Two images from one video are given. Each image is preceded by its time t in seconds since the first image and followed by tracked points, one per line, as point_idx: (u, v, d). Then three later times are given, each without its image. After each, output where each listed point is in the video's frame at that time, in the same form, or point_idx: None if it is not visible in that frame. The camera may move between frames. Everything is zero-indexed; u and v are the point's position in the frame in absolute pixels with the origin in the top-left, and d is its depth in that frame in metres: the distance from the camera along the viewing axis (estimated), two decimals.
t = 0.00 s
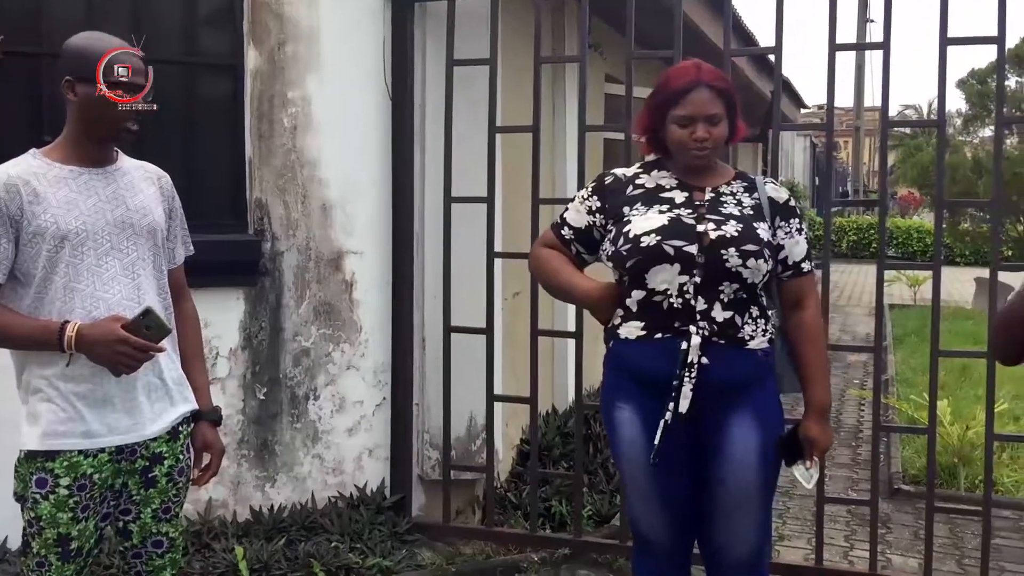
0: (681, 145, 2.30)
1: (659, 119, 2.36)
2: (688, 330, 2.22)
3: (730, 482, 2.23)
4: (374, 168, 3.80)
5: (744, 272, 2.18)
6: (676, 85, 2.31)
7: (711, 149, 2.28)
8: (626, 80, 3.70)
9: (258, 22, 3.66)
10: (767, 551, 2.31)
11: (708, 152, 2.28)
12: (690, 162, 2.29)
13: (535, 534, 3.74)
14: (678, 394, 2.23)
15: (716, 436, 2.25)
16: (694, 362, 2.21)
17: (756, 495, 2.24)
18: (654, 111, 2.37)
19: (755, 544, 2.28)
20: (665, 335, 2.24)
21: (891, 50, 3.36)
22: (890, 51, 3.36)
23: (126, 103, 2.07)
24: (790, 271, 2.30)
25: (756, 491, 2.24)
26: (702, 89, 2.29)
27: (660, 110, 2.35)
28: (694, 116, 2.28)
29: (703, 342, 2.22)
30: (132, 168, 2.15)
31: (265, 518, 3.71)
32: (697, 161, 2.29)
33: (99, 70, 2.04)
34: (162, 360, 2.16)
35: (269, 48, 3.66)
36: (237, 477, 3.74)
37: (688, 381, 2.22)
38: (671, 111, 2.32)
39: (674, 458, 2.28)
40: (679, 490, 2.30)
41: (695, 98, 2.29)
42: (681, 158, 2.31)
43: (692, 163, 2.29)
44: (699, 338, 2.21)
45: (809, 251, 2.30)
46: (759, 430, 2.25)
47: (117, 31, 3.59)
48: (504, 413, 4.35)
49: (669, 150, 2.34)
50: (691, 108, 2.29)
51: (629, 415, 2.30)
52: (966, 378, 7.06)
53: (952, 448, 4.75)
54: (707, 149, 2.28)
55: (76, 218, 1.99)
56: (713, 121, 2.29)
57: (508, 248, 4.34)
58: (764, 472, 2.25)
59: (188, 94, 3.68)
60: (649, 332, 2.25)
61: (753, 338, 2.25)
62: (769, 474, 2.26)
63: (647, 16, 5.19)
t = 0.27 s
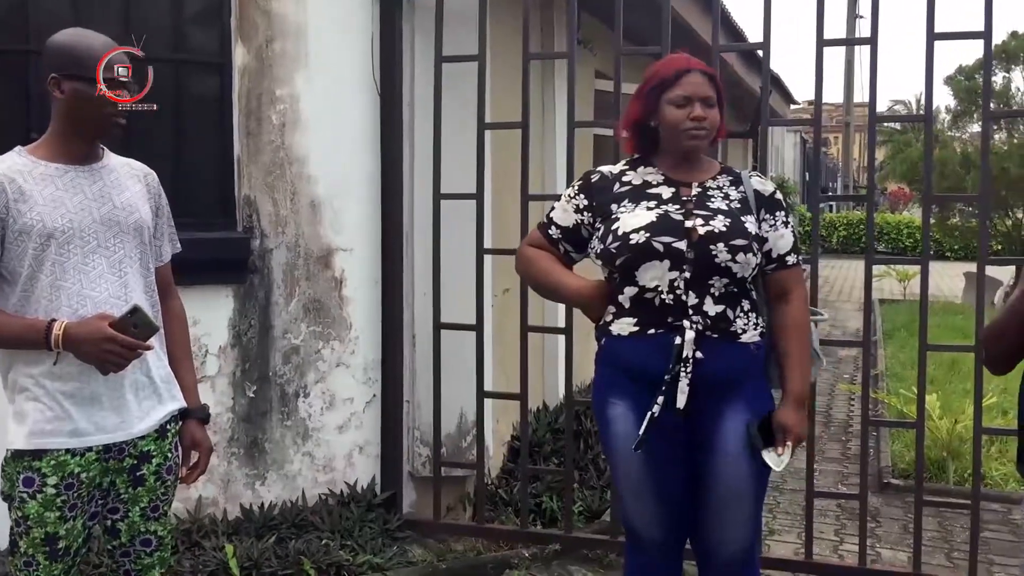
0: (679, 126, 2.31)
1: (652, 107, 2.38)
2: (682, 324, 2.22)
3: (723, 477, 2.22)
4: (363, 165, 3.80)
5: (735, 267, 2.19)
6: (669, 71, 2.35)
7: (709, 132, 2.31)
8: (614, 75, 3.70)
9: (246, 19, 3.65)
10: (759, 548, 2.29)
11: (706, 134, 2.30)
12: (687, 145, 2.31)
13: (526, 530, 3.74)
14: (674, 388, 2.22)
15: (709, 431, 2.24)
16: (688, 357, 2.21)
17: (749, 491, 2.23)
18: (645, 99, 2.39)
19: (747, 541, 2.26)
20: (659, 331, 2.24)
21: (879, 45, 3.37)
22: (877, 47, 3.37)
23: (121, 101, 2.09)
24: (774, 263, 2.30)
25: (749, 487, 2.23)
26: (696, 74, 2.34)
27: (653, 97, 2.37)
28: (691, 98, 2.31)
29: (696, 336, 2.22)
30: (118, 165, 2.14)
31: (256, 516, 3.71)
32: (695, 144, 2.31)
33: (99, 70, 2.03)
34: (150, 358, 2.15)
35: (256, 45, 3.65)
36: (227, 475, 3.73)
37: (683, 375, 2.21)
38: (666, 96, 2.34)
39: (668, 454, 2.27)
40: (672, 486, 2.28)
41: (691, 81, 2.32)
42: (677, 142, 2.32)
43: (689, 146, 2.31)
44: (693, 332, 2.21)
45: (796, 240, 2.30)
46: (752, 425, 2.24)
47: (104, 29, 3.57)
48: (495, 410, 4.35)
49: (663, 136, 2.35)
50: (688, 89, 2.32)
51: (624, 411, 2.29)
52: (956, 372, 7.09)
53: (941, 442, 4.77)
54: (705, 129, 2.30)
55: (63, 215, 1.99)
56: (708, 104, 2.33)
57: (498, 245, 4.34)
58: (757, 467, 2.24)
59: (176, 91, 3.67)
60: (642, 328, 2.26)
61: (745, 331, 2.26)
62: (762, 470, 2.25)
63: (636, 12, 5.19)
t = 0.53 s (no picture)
0: (681, 116, 2.31)
1: (649, 99, 2.38)
2: (676, 322, 2.22)
3: (719, 474, 2.22)
4: (356, 163, 3.79)
5: (728, 263, 2.19)
6: (667, 64, 2.36)
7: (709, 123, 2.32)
8: (607, 73, 3.69)
9: (238, 18, 3.64)
10: (754, 545, 2.29)
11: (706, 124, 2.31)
12: (689, 134, 2.31)
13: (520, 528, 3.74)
14: (669, 387, 2.22)
15: (705, 429, 2.24)
16: (683, 355, 2.20)
17: (744, 488, 2.23)
18: (642, 92, 2.39)
19: (742, 538, 2.26)
20: (653, 329, 2.23)
21: (870, 42, 3.37)
22: (870, 44, 3.37)
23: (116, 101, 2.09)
24: (771, 260, 2.32)
25: (744, 484, 2.23)
26: (692, 68, 2.36)
27: (651, 90, 2.37)
28: (691, 89, 2.33)
29: (691, 334, 2.21)
30: (109, 165, 2.14)
31: (249, 515, 3.70)
32: (696, 134, 2.31)
33: (99, 71, 2.02)
34: (141, 358, 2.14)
35: (248, 43, 3.65)
36: (220, 475, 3.73)
37: (678, 374, 2.20)
38: (665, 87, 2.35)
39: (663, 452, 2.26)
40: (667, 484, 2.28)
41: (689, 73, 2.34)
42: (679, 132, 2.31)
43: (691, 136, 2.31)
44: (687, 330, 2.20)
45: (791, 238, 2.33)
46: (748, 423, 2.24)
47: (95, 27, 3.56)
48: (489, 408, 4.35)
49: (663, 127, 2.34)
50: (686, 81, 2.34)
51: (619, 409, 2.29)
52: (950, 369, 7.10)
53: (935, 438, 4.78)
54: (705, 119, 2.31)
55: (54, 215, 1.98)
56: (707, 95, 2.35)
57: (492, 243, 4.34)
58: (753, 464, 2.24)
59: (167, 90, 3.66)
60: (637, 326, 2.25)
61: (739, 328, 2.26)
62: (757, 467, 2.25)
63: (629, 10, 5.19)
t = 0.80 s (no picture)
0: (678, 119, 2.31)
1: (648, 100, 2.37)
2: (678, 322, 2.22)
3: (719, 474, 2.22)
4: (353, 164, 3.79)
5: (731, 259, 2.21)
6: (667, 65, 2.36)
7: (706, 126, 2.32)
8: (603, 74, 3.69)
9: (233, 19, 3.64)
10: (752, 546, 2.29)
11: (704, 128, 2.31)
12: (686, 137, 2.31)
13: (517, 529, 3.74)
14: (671, 387, 2.22)
15: (705, 428, 2.24)
16: (685, 355, 2.21)
17: (744, 488, 2.23)
18: (641, 92, 2.39)
19: (741, 539, 2.26)
20: (655, 329, 2.24)
21: (866, 43, 3.37)
22: (866, 45, 3.38)
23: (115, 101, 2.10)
24: (773, 255, 2.37)
25: (744, 484, 2.23)
26: (692, 70, 2.36)
27: (650, 90, 2.37)
28: (690, 92, 2.33)
29: (693, 333, 2.22)
30: (105, 166, 2.13)
31: (245, 516, 3.70)
32: (693, 137, 2.31)
33: (100, 71, 2.03)
34: (137, 360, 2.14)
35: (244, 44, 3.65)
36: (216, 476, 3.72)
37: (681, 374, 2.21)
38: (664, 89, 2.34)
39: (662, 453, 2.26)
40: (665, 485, 2.27)
41: (688, 76, 2.34)
42: (676, 135, 2.32)
43: (688, 139, 2.31)
44: (691, 328, 2.21)
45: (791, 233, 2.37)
46: (748, 422, 2.24)
47: (90, 28, 3.56)
48: (485, 409, 4.35)
49: (661, 129, 2.34)
50: (685, 84, 2.33)
51: (617, 410, 2.28)
52: (947, 370, 7.11)
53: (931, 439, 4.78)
54: (703, 122, 2.31)
55: (49, 216, 1.97)
56: (705, 98, 2.34)
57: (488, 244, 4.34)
58: (752, 464, 2.24)
59: (163, 90, 3.66)
60: (639, 326, 2.25)
61: (739, 329, 2.27)
62: (757, 467, 2.26)
63: (625, 10, 5.19)
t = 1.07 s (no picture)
0: (676, 124, 2.31)
1: (647, 104, 2.38)
2: (678, 326, 2.22)
3: (718, 477, 2.22)
4: (352, 167, 3.80)
5: (731, 265, 2.21)
6: (665, 70, 2.36)
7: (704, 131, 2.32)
8: (602, 77, 3.70)
9: (233, 22, 3.65)
10: (751, 549, 2.29)
11: (702, 133, 2.32)
12: (684, 142, 2.31)
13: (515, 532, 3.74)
14: (672, 390, 2.23)
15: (705, 431, 2.24)
16: (686, 358, 2.21)
17: (744, 490, 2.23)
18: (640, 96, 2.39)
19: (740, 542, 2.26)
20: (655, 333, 2.24)
21: (864, 47, 3.38)
22: (864, 49, 3.38)
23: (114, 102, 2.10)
24: (772, 262, 2.35)
25: (744, 486, 2.23)
26: (690, 74, 2.35)
27: (648, 94, 2.37)
28: (687, 97, 2.33)
29: (693, 338, 2.22)
30: (104, 169, 2.13)
31: (243, 520, 3.70)
32: (691, 142, 2.31)
33: (100, 72, 2.03)
34: (136, 362, 2.14)
35: (243, 47, 3.65)
36: (214, 479, 3.71)
37: (682, 377, 2.22)
38: (662, 94, 2.35)
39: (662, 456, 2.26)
40: (665, 487, 2.27)
41: (686, 80, 2.34)
42: (673, 139, 2.32)
43: (686, 144, 2.31)
44: (690, 333, 2.21)
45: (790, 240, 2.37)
46: (748, 425, 2.25)
47: (90, 30, 3.56)
48: (484, 412, 4.35)
49: (659, 133, 2.35)
50: (683, 88, 2.33)
51: (617, 414, 2.27)
52: (945, 373, 7.11)
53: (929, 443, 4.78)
54: (701, 127, 2.31)
55: (48, 219, 1.97)
56: (703, 103, 2.34)
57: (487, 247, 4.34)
58: (752, 467, 2.24)
59: (163, 93, 3.66)
60: (639, 330, 2.25)
61: (739, 332, 2.27)
62: (756, 470, 2.26)
63: (624, 14, 5.20)
